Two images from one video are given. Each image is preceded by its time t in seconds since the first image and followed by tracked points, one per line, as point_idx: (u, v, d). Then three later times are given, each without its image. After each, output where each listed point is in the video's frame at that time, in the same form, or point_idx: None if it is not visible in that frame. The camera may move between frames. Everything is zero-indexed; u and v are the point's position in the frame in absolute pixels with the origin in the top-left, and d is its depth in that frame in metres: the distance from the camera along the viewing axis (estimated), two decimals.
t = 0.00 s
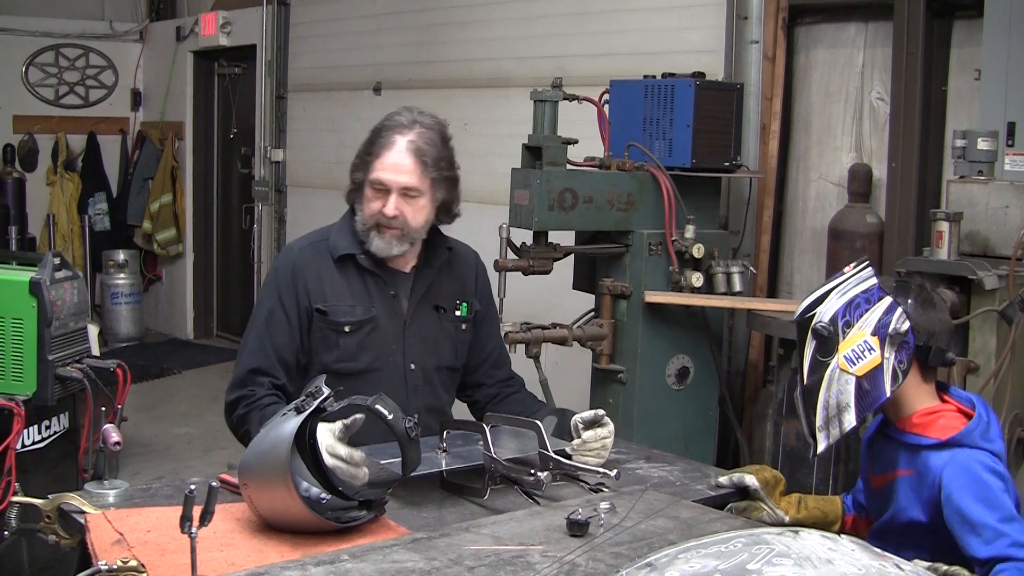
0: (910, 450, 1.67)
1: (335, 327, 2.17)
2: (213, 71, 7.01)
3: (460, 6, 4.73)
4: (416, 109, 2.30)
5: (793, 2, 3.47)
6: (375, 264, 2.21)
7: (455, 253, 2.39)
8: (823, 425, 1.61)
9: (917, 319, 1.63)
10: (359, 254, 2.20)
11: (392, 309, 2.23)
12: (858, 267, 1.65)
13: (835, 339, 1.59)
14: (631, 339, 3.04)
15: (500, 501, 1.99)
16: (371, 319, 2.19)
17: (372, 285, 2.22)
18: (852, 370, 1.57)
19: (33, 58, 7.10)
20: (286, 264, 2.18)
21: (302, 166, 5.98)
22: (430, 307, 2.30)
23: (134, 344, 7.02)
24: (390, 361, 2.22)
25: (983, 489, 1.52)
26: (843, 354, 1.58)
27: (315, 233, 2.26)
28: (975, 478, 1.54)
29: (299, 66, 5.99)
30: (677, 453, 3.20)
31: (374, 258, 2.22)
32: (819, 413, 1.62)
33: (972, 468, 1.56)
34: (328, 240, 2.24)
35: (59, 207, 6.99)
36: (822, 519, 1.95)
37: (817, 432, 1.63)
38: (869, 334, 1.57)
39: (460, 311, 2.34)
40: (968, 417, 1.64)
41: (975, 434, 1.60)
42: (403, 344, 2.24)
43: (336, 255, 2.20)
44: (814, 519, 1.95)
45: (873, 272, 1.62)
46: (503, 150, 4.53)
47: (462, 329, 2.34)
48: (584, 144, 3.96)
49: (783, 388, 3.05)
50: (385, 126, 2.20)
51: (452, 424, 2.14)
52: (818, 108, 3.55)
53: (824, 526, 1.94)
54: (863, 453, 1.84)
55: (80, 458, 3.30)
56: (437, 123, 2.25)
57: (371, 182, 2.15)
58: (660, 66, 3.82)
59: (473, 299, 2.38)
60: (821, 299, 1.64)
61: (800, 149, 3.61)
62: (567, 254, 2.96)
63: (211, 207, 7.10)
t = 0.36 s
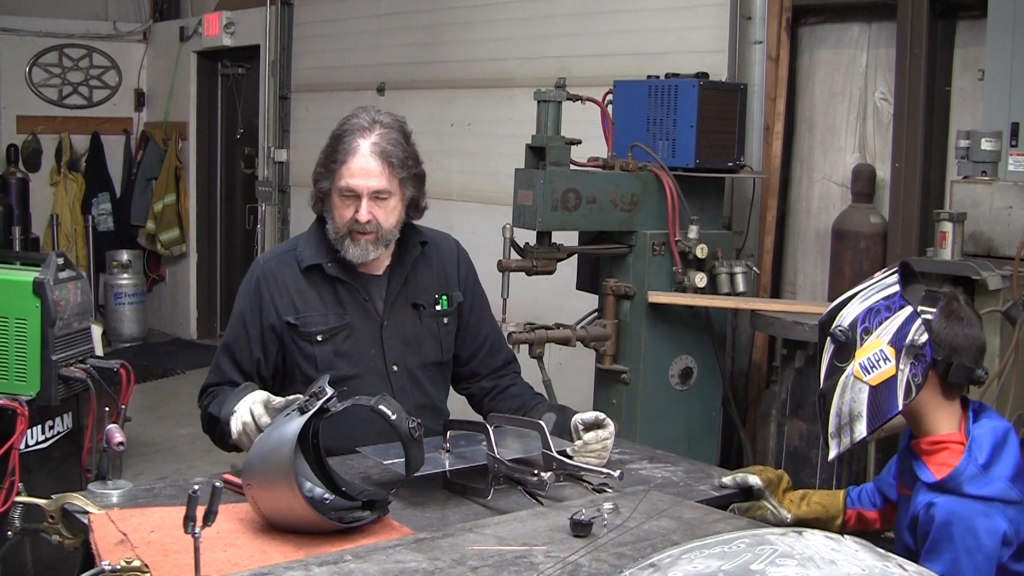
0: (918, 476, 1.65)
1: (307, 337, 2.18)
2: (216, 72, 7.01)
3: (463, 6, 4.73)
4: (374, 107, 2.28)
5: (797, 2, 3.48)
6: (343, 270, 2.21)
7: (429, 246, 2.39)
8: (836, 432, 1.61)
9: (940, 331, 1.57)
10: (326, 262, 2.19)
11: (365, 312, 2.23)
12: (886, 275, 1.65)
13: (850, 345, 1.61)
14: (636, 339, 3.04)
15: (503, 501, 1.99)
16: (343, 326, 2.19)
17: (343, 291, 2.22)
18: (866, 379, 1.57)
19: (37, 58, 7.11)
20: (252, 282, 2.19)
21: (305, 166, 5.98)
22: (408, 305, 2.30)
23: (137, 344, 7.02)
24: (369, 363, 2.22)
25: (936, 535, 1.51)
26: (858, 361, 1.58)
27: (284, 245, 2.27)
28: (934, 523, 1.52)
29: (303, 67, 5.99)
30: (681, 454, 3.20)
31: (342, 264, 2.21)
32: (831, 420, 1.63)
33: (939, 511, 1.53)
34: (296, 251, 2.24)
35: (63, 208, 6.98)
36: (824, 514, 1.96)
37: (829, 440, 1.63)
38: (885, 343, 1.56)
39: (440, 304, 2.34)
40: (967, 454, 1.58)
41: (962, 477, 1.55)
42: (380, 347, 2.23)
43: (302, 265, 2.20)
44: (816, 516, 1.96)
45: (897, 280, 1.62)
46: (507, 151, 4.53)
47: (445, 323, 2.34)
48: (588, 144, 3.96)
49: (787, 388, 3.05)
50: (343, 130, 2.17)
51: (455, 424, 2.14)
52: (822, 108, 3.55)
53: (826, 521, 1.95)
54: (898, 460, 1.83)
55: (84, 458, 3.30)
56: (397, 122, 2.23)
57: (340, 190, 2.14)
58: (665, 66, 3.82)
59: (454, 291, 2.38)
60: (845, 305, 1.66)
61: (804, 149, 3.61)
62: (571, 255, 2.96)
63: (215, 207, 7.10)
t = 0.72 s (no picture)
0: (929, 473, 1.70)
1: (315, 337, 2.17)
2: (217, 72, 7.01)
3: (465, 7, 4.73)
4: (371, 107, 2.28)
5: (799, 2, 3.48)
6: (348, 269, 2.21)
7: (427, 243, 2.40)
8: (846, 431, 1.64)
9: (956, 333, 1.59)
10: (331, 262, 2.19)
11: (371, 312, 2.23)
12: (900, 271, 1.65)
13: (864, 344, 1.62)
14: (636, 339, 3.04)
15: (504, 501, 1.99)
16: (351, 326, 2.19)
17: (348, 290, 2.21)
18: (880, 379, 1.59)
19: (38, 58, 7.10)
20: (256, 281, 2.16)
21: (306, 166, 5.98)
22: (410, 304, 2.30)
23: (138, 344, 7.02)
24: (376, 362, 2.23)
25: (957, 530, 1.56)
26: (871, 361, 1.60)
27: (284, 244, 2.25)
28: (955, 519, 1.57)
29: (304, 67, 5.99)
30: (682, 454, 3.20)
31: (347, 264, 2.21)
32: (842, 417, 1.65)
33: (959, 508, 1.58)
34: (298, 251, 2.23)
35: (64, 208, 7.00)
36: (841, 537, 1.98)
37: (840, 437, 1.66)
38: (900, 345, 1.58)
39: (440, 301, 2.35)
40: (983, 451, 1.64)
41: (982, 473, 1.60)
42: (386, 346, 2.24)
43: (307, 265, 2.18)
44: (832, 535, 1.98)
45: (912, 279, 1.62)
46: (508, 151, 4.53)
47: (445, 320, 2.36)
48: (589, 145, 3.96)
49: (788, 388, 3.05)
50: (344, 128, 2.17)
51: (456, 425, 2.16)
52: (823, 109, 3.55)
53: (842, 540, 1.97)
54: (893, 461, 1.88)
55: (85, 458, 3.30)
56: (396, 120, 2.22)
57: (343, 189, 2.13)
58: (666, 66, 3.82)
59: (453, 288, 2.40)
60: (858, 302, 1.68)
61: (806, 149, 3.61)
62: (572, 255, 2.96)
63: (216, 207, 7.11)
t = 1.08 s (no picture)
0: (936, 459, 1.72)
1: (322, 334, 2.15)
2: (217, 72, 7.01)
3: (465, 7, 4.73)
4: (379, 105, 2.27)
5: (799, 2, 3.47)
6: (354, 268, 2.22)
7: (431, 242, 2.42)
8: (862, 421, 1.65)
9: (971, 325, 1.61)
10: (337, 261, 2.20)
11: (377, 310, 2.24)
12: (915, 264, 1.68)
13: (882, 334, 1.62)
14: (635, 339, 3.04)
15: (504, 501, 1.99)
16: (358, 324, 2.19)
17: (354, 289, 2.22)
18: (897, 369, 1.60)
19: (38, 58, 7.10)
20: (262, 279, 2.16)
21: (306, 166, 5.97)
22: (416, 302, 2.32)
23: (139, 344, 7.02)
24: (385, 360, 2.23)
25: (960, 511, 1.57)
26: (888, 351, 1.61)
27: (289, 245, 2.26)
28: (960, 499, 1.59)
29: (304, 67, 5.99)
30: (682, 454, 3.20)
31: (352, 262, 2.22)
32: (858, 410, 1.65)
33: (963, 489, 1.59)
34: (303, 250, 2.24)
35: (64, 207, 7.00)
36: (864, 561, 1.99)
37: (854, 428, 1.66)
38: (916, 335, 1.59)
39: (445, 298, 2.36)
40: (991, 438, 1.66)
41: (989, 457, 1.63)
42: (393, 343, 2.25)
43: (313, 264, 2.19)
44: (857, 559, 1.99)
45: (928, 271, 1.64)
46: (508, 151, 4.53)
47: (449, 318, 2.37)
48: (588, 145, 3.96)
49: (787, 388, 3.05)
50: (353, 126, 2.15)
51: (456, 425, 2.15)
52: (823, 109, 3.55)
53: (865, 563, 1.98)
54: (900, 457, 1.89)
55: (85, 458, 3.30)
56: (406, 119, 2.22)
57: (352, 186, 2.12)
58: (666, 66, 3.82)
59: (456, 285, 2.41)
60: (873, 295, 1.68)
61: (805, 149, 3.61)
62: (572, 255, 2.96)
63: (216, 207, 7.11)
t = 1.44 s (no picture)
0: (939, 459, 1.73)
1: (316, 329, 2.19)
2: (217, 72, 7.01)
3: (465, 8, 4.73)
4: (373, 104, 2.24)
5: (798, 2, 3.47)
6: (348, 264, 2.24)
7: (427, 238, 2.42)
8: (866, 416, 1.69)
9: (976, 326, 1.63)
10: (331, 256, 2.22)
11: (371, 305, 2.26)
12: (924, 263, 1.67)
13: (888, 331, 1.65)
14: (635, 338, 3.04)
15: (504, 501, 1.99)
16: (351, 319, 2.21)
17: (349, 285, 2.24)
18: (902, 365, 1.64)
19: (37, 58, 7.10)
20: (258, 275, 2.20)
21: (306, 167, 5.97)
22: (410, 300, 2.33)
23: (138, 345, 7.02)
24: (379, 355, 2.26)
25: (955, 509, 1.58)
26: (894, 348, 1.64)
27: (288, 241, 2.30)
28: (956, 497, 1.59)
29: (303, 67, 5.99)
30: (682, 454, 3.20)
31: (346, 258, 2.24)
32: (863, 405, 1.70)
33: (961, 486, 1.60)
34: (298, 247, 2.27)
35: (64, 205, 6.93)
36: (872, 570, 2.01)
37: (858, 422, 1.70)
38: (923, 333, 1.62)
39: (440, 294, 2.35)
40: (992, 437, 1.67)
41: (989, 456, 1.64)
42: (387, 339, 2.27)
43: (307, 259, 2.22)
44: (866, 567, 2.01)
45: (936, 270, 1.65)
46: (508, 151, 4.52)
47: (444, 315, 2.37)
48: (588, 145, 3.96)
49: (787, 388, 3.05)
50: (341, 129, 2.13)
51: (457, 425, 2.14)
52: (822, 109, 3.55)
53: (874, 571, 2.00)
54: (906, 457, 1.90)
55: (84, 458, 3.30)
56: (397, 121, 2.19)
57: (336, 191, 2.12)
58: (665, 67, 3.82)
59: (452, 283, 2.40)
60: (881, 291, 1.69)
61: (805, 149, 3.61)
62: (571, 256, 2.96)
63: (216, 207, 7.11)
